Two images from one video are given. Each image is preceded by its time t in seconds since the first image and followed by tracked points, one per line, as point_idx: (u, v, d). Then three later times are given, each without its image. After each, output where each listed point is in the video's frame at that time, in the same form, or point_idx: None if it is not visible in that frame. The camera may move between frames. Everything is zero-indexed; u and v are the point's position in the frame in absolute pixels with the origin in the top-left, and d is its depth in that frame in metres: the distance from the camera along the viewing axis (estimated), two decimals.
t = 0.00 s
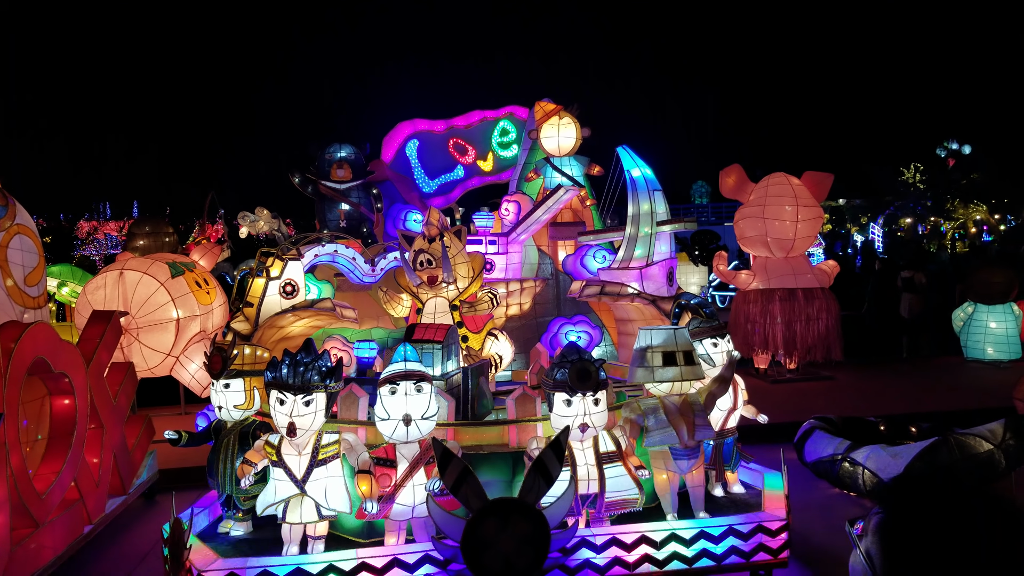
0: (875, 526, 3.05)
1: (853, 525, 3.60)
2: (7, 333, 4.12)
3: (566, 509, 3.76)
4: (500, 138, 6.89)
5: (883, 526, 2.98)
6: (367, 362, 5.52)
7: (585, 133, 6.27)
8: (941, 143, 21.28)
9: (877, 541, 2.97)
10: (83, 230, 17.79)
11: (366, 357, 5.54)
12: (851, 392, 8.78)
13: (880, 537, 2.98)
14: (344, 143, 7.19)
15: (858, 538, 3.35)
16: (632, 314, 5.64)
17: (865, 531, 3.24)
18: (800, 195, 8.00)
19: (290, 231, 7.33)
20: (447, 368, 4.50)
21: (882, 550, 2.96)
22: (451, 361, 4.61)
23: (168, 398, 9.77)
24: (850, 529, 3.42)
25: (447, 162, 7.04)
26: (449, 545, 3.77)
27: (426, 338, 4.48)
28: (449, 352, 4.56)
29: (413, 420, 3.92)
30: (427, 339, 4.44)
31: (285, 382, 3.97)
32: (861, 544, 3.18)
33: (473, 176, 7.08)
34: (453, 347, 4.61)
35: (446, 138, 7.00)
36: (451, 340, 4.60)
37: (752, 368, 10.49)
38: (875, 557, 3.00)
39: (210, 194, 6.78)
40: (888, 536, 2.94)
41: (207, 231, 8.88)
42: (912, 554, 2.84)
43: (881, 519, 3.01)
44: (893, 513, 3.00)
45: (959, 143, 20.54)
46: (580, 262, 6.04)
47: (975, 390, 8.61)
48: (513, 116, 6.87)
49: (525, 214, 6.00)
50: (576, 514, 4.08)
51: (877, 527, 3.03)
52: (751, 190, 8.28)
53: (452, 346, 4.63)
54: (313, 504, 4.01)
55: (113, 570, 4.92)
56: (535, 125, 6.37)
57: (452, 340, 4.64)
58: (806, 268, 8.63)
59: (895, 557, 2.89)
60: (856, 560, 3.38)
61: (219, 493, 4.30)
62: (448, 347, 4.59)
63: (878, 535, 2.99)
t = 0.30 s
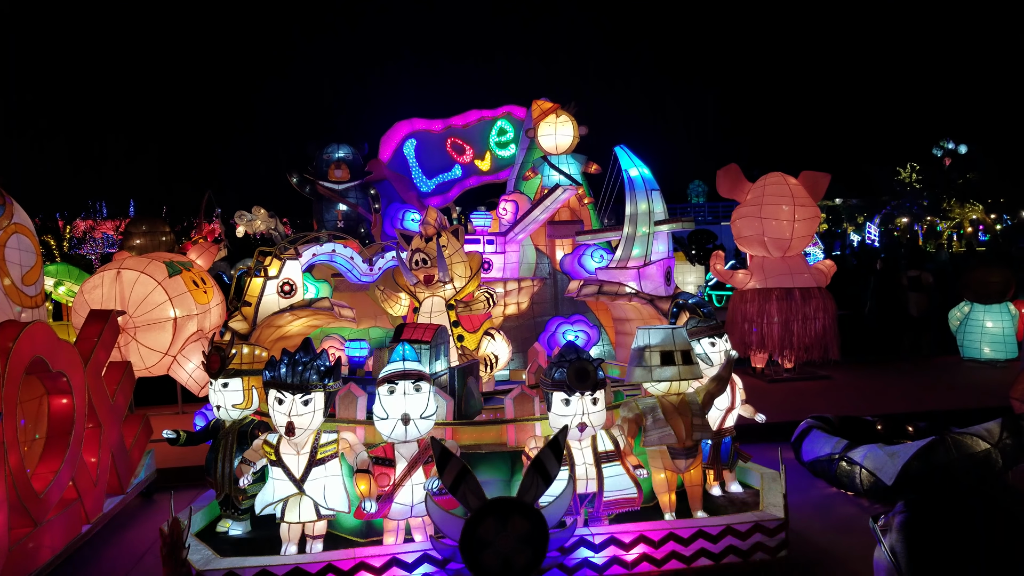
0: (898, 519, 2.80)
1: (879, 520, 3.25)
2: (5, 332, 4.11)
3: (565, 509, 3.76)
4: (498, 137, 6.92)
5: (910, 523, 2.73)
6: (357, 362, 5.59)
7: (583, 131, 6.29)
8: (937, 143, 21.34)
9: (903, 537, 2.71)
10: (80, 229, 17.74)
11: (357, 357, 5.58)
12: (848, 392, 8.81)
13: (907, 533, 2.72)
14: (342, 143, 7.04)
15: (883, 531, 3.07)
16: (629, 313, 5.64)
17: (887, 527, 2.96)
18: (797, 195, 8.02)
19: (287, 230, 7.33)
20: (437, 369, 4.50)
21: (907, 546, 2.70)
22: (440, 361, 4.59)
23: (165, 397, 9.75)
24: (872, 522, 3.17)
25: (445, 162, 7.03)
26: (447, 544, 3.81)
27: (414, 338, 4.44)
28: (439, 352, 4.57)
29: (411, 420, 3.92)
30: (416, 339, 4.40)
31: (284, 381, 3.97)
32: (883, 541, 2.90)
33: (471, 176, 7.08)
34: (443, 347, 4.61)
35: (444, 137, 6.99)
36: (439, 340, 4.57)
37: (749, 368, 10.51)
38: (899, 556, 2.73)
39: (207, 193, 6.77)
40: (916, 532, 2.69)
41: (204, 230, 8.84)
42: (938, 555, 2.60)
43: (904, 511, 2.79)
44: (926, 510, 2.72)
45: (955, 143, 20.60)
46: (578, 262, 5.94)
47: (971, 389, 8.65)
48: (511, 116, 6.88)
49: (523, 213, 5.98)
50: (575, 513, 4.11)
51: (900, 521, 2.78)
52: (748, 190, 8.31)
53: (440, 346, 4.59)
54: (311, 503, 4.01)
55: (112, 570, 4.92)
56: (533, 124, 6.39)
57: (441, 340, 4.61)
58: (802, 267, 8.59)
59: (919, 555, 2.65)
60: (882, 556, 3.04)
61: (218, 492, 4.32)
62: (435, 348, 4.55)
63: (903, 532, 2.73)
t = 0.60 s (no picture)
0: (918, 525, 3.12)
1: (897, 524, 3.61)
2: (5, 332, 4.11)
3: (565, 507, 3.77)
4: (497, 136, 6.91)
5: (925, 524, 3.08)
6: (349, 360, 5.57)
7: (579, 126, 6.17)
8: (936, 142, 21.35)
9: (921, 539, 3.07)
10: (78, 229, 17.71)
11: (349, 355, 5.58)
12: (847, 390, 8.82)
13: (923, 533, 3.08)
14: (341, 148, 6.86)
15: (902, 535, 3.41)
16: (628, 312, 5.63)
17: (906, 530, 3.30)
18: (796, 194, 8.03)
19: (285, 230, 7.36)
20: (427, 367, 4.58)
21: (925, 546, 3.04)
22: (430, 359, 4.67)
23: (164, 396, 9.74)
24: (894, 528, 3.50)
25: (444, 161, 7.03)
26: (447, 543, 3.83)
27: (403, 337, 4.49)
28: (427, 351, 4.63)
29: (411, 419, 3.92)
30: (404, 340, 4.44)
31: (283, 381, 3.97)
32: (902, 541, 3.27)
33: (469, 175, 7.07)
34: (431, 345, 4.68)
35: (443, 136, 6.98)
36: (427, 340, 4.63)
37: (748, 367, 10.52)
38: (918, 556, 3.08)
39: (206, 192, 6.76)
40: (931, 534, 3.05)
41: (202, 229, 8.81)
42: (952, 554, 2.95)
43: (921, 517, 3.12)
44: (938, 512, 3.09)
45: (953, 142, 20.63)
46: (577, 261, 5.95)
47: (970, 388, 8.66)
48: (510, 115, 6.89)
49: (523, 212, 5.95)
50: (575, 511, 4.12)
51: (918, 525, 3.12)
52: (747, 188, 8.31)
53: (429, 344, 4.66)
54: (311, 502, 4.01)
55: (111, 569, 4.92)
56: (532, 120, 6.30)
57: (429, 339, 4.66)
58: (801, 266, 8.60)
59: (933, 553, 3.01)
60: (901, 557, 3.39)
61: (218, 492, 4.32)
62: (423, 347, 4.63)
63: (920, 533, 3.09)
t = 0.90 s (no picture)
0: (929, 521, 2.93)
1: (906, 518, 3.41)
2: (5, 331, 4.11)
3: (565, 506, 3.77)
4: (497, 135, 6.85)
5: (938, 520, 2.88)
6: (347, 359, 5.26)
7: (579, 123, 6.13)
8: (935, 140, 21.31)
9: (931, 535, 2.89)
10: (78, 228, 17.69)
11: (346, 354, 5.26)
12: (847, 389, 8.83)
13: (936, 529, 2.88)
14: (341, 152, 6.90)
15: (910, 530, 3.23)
16: (629, 311, 5.62)
17: (915, 525, 3.10)
18: (796, 192, 8.04)
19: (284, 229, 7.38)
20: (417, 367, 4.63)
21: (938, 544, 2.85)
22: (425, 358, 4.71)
23: (165, 396, 9.73)
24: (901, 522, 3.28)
25: (444, 160, 7.02)
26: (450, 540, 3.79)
27: (393, 337, 4.51)
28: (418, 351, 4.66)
29: (412, 417, 3.92)
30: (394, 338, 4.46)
31: (285, 379, 3.97)
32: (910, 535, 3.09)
33: (470, 173, 7.04)
34: (423, 345, 4.65)
35: (443, 135, 6.96)
36: (422, 340, 4.63)
37: (748, 365, 10.52)
38: (929, 552, 2.91)
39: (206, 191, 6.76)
40: (943, 531, 2.86)
41: (202, 229, 8.79)
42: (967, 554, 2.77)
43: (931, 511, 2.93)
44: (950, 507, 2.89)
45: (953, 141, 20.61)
46: (578, 259, 6.01)
47: (970, 387, 8.66)
48: (510, 113, 6.82)
49: (523, 211, 5.94)
50: (576, 510, 4.10)
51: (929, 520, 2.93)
52: (747, 187, 8.31)
53: (422, 343, 4.64)
54: (313, 501, 4.00)
55: (112, 568, 4.92)
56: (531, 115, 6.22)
57: (423, 339, 4.65)
58: (801, 264, 8.62)
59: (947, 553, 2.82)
60: (908, 552, 3.20)
61: (219, 490, 4.32)
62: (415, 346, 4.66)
63: (933, 529, 2.89)
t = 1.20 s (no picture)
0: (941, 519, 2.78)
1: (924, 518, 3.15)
2: (6, 328, 4.09)
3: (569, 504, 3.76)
4: (498, 132, 6.91)
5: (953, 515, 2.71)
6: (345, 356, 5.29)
7: (583, 116, 6.13)
8: (935, 138, 21.27)
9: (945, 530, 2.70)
10: (78, 226, 17.67)
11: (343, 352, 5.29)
12: (848, 387, 8.82)
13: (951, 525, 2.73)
14: (344, 155, 7.00)
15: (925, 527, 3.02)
16: (631, 308, 5.61)
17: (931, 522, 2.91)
18: (798, 190, 8.02)
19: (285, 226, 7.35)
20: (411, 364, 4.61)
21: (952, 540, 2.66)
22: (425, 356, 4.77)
23: (166, 394, 9.73)
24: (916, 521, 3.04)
25: (445, 157, 7.02)
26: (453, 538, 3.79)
27: (390, 334, 4.58)
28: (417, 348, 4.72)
29: (415, 414, 3.91)
30: (388, 335, 4.57)
31: (287, 376, 3.96)
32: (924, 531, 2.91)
33: (471, 171, 7.06)
34: (422, 342, 4.73)
35: (444, 132, 6.96)
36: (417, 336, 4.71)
37: (749, 363, 10.51)
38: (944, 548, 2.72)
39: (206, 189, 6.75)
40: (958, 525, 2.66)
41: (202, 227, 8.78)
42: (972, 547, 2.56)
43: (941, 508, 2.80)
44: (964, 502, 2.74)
45: (953, 139, 20.59)
46: (579, 257, 6.11)
47: (972, 384, 8.65)
48: (512, 110, 6.82)
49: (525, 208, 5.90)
50: (579, 507, 4.10)
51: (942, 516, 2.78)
52: (748, 185, 8.27)
53: (421, 339, 4.74)
54: (315, 498, 4.00)
55: (114, 565, 4.91)
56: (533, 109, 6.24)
57: (420, 334, 4.74)
58: (802, 262, 8.61)
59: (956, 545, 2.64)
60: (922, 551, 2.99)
61: (222, 489, 4.31)
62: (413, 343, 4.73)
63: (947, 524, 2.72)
